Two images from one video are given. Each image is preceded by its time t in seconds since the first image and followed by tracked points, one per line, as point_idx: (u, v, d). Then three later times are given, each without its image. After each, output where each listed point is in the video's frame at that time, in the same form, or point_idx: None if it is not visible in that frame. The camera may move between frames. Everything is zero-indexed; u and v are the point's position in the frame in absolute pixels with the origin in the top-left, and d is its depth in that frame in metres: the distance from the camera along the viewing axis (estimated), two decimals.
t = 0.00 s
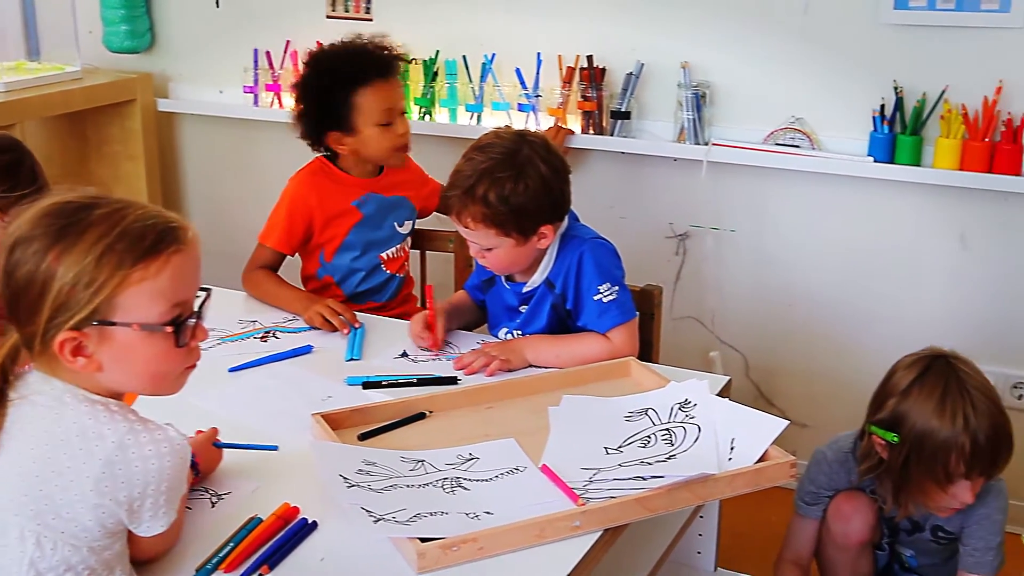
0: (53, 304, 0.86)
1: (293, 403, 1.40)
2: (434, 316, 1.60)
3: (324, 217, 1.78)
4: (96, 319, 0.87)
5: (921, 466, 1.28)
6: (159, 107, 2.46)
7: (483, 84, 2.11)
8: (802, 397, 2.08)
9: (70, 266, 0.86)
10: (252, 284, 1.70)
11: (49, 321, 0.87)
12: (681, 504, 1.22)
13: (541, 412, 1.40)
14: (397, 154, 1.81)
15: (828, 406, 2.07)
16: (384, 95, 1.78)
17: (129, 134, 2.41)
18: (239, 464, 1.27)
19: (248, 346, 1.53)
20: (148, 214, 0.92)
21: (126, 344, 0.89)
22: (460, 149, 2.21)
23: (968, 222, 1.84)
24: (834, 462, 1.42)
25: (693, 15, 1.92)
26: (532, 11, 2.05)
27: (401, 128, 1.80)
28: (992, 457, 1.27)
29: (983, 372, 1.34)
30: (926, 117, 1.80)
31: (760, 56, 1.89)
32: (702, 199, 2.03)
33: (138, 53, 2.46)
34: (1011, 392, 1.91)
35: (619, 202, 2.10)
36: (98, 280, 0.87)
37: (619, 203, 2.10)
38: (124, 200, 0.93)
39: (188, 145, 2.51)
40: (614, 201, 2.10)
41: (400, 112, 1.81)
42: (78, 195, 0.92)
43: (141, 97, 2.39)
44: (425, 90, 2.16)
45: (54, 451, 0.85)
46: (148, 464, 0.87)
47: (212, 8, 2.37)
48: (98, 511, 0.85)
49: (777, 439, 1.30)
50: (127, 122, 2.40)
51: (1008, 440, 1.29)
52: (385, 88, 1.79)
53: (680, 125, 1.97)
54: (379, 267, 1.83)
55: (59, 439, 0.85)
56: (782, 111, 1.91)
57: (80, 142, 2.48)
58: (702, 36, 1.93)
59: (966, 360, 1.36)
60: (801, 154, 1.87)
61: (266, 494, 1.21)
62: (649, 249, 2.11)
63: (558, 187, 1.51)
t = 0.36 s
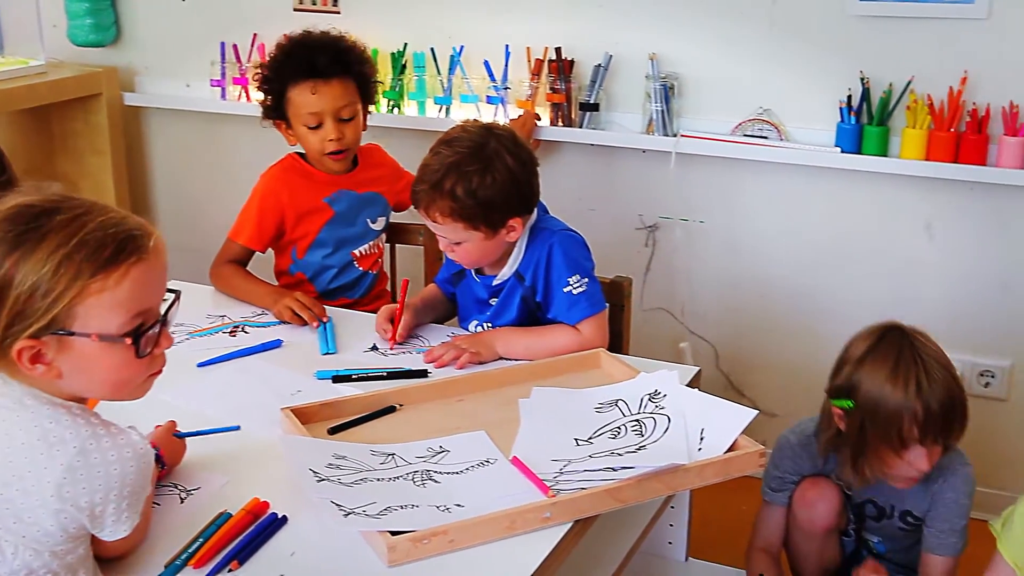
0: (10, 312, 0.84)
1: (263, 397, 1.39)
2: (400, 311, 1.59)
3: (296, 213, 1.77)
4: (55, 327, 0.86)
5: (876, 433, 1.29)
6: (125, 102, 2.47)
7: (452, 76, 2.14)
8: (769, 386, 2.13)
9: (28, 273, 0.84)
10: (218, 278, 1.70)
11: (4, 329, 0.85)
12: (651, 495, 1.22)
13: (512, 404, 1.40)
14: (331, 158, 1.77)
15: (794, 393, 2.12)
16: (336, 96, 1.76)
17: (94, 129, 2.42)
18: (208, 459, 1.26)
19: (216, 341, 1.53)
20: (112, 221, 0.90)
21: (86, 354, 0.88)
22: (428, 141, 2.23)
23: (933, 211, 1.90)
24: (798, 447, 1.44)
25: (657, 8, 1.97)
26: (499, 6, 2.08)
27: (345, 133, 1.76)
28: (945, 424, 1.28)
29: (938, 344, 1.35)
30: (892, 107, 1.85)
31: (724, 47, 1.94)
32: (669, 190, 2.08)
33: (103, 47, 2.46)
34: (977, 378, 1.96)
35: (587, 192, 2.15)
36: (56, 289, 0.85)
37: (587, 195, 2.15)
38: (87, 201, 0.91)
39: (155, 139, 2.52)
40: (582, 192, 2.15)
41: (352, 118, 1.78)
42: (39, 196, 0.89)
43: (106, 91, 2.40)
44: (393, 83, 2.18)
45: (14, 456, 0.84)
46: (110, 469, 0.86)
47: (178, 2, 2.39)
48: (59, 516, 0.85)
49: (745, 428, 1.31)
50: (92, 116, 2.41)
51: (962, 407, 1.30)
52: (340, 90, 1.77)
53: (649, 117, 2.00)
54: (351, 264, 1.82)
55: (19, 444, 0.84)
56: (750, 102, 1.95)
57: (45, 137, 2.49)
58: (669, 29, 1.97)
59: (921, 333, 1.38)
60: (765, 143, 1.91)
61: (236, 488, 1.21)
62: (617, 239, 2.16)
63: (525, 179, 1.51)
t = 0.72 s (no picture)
0: None
1: (229, 390, 1.39)
2: (372, 300, 1.59)
3: (261, 205, 1.76)
4: (6, 351, 0.84)
5: (822, 383, 1.32)
6: (88, 94, 2.47)
7: (418, 67, 2.18)
8: (735, 374, 2.18)
9: None
10: (184, 272, 1.68)
11: None
12: (619, 484, 1.23)
13: (480, 394, 1.40)
14: (297, 155, 1.77)
15: (760, 382, 2.16)
16: (305, 93, 1.75)
17: (57, 121, 2.42)
18: (174, 453, 1.25)
19: (182, 334, 1.52)
20: (73, 242, 0.88)
21: (37, 378, 0.86)
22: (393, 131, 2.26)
23: (898, 199, 1.94)
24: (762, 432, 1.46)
25: None
26: None
27: (313, 130, 1.76)
28: (890, 372, 1.30)
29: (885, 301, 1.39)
30: (857, 97, 1.88)
31: (688, 37, 1.97)
32: (633, 180, 2.12)
33: (65, 39, 2.47)
34: (942, 365, 2.01)
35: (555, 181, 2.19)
36: (9, 314, 0.83)
37: (555, 184, 2.19)
38: (49, 217, 0.88)
39: (120, 131, 2.53)
40: (551, 181, 2.19)
41: (319, 115, 1.77)
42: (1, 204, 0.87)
43: (69, 83, 2.40)
44: (359, 74, 2.22)
45: None
46: (62, 484, 0.86)
47: None
48: (9, 533, 0.84)
49: (713, 416, 1.31)
50: (55, 109, 2.41)
51: (907, 358, 1.32)
52: (309, 87, 1.76)
53: (615, 108, 2.03)
54: (317, 256, 1.82)
55: None
56: (717, 92, 1.98)
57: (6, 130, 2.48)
58: (634, 18, 2.00)
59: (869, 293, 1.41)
60: (732, 133, 1.94)
61: (203, 482, 1.20)
62: (584, 228, 2.20)
63: (492, 165, 1.52)
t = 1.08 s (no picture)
0: None
1: (192, 385, 1.38)
2: (333, 295, 1.58)
3: (222, 199, 1.75)
4: None
5: (774, 374, 1.34)
6: (47, 88, 2.47)
7: (381, 59, 2.19)
8: (699, 363, 2.23)
9: None
10: (147, 267, 1.67)
11: None
12: (585, 474, 1.23)
13: (446, 386, 1.40)
14: (256, 152, 1.76)
15: (724, 370, 2.22)
16: (265, 91, 1.74)
17: (17, 116, 2.41)
18: (136, 448, 1.24)
19: (145, 329, 1.51)
20: (8, 265, 0.84)
21: None
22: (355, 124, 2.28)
23: (861, 189, 1.99)
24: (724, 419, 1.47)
25: None
26: None
27: (274, 128, 1.75)
28: (839, 380, 1.30)
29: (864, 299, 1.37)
30: (818, 87, 1.93)
31: (651, 30, 2.00)
32: (598, 171, 2.15)
33: (23, 32, 2.46)
34: (905, 352, 2.07)
35: (520, 174, 2.22)
36: None
37: (520, 176, 2.21)
38: None
39: (81, 126, 2.54)
40: (515, 172, 2.22)
41: (279, 113, 1.76)
42: None
43: (28, 77, 2.40)
44: (323, 66, 2.23)
45: None
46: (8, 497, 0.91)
47: None
48: None
49: (678, 404, 1.32)
50: (14, 104, 2.40)
51: (863, 365, 1.31)
52: (270, 86, 1.74)
53: (579, 98, 2.06)
54: (281, 251, 1.81)
55: None
56: (680, 83, 2.01)
57: None
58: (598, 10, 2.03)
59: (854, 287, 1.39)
60: (695, 123, 1.98)
61: (167, 477, 1.18)
62: (549, 220, 2.22)
63: (458, 152, 1.52)
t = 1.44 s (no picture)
0: None
1: (156, 377, 1.37)
2: (298, 285, 1.57)
3: (184, 188, 1.75)
4: None
5: (732, 360, 1.35)
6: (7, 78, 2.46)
7: (344, 47, 2.20)
8: (665, 348, 2.26)
9: None
10: (108, 257, 1.67)
11: None
12: (552, 461, 1.23)
13: (411, 374, 1.40)
14: (208, 144, 1.75)
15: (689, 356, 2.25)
16: (216, 84, 1.72)
17: None
18: (99, 440, 1.23)
19: (107, 321, 1.50)
20: None
21: None
22: (319, 112, 2.29)
23: (824, 174, 2.02)
24: (688, 404, 1.51)
25: None
26: None
27: (223, 121, 1.73)
28: (796, 366, 1.31)
29: (824, 284, 1.37)
30: (782, 73, 1.95)
31: (613, 17, 2.02)
32: (563, 159, 2.17)
33: None
34: (869, 336, 2.10)
35: (485, 162, 2.23)
36: None
37: (485, 163, 2.23)
38: None
39: (43, 118, 2.54)
40: (480, 161, 2.23)
41: (230, 106, 1.74)
42: None
43: None
44: (285, 55, 2.24)
45: None
46: None
47: None
48: None
49: (644, 390, 1.33)
50: None
51: (820, 351, 1.32)
52: (221, 79, 1.73)
53: (543, 86, 2.08)
54: (244, 240, 1.81)
55: None
56: (643, 70, 2.03)
57: None
58: None
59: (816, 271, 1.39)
60: (660, 110, 2.00)
61: (131, 469, 1.17)
62: (514, 208, 2.24)
63: (424, 134, 1.52)
